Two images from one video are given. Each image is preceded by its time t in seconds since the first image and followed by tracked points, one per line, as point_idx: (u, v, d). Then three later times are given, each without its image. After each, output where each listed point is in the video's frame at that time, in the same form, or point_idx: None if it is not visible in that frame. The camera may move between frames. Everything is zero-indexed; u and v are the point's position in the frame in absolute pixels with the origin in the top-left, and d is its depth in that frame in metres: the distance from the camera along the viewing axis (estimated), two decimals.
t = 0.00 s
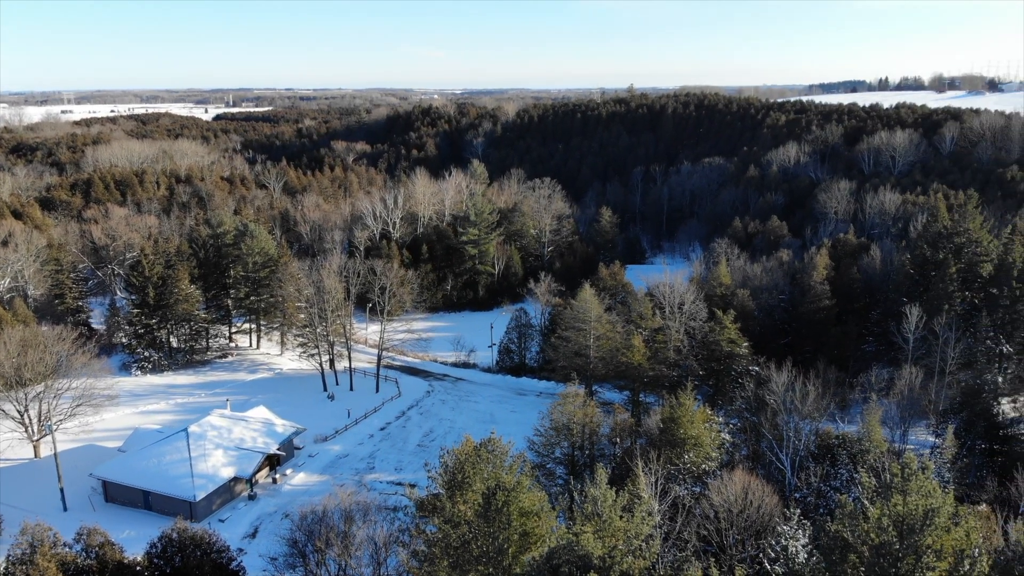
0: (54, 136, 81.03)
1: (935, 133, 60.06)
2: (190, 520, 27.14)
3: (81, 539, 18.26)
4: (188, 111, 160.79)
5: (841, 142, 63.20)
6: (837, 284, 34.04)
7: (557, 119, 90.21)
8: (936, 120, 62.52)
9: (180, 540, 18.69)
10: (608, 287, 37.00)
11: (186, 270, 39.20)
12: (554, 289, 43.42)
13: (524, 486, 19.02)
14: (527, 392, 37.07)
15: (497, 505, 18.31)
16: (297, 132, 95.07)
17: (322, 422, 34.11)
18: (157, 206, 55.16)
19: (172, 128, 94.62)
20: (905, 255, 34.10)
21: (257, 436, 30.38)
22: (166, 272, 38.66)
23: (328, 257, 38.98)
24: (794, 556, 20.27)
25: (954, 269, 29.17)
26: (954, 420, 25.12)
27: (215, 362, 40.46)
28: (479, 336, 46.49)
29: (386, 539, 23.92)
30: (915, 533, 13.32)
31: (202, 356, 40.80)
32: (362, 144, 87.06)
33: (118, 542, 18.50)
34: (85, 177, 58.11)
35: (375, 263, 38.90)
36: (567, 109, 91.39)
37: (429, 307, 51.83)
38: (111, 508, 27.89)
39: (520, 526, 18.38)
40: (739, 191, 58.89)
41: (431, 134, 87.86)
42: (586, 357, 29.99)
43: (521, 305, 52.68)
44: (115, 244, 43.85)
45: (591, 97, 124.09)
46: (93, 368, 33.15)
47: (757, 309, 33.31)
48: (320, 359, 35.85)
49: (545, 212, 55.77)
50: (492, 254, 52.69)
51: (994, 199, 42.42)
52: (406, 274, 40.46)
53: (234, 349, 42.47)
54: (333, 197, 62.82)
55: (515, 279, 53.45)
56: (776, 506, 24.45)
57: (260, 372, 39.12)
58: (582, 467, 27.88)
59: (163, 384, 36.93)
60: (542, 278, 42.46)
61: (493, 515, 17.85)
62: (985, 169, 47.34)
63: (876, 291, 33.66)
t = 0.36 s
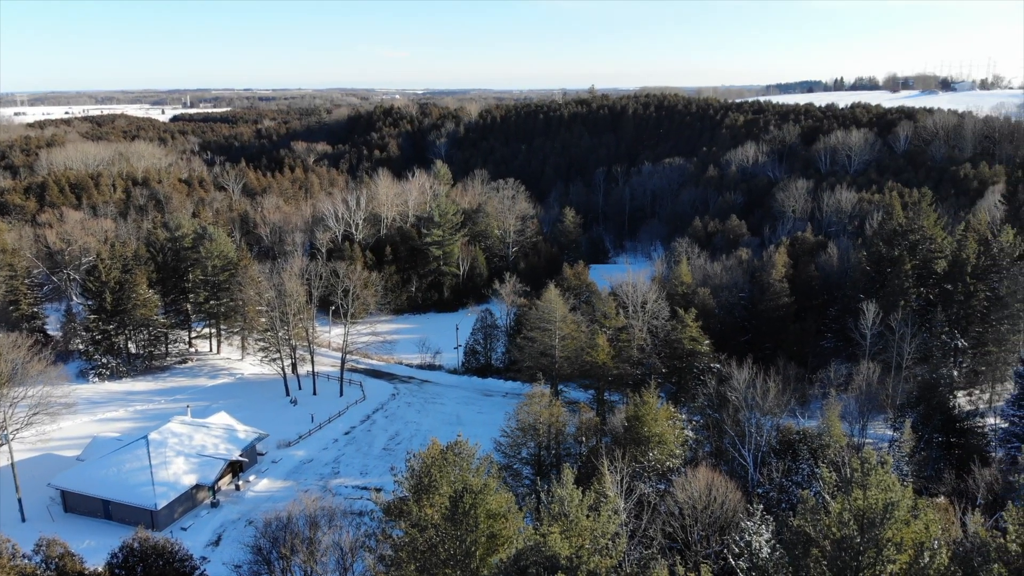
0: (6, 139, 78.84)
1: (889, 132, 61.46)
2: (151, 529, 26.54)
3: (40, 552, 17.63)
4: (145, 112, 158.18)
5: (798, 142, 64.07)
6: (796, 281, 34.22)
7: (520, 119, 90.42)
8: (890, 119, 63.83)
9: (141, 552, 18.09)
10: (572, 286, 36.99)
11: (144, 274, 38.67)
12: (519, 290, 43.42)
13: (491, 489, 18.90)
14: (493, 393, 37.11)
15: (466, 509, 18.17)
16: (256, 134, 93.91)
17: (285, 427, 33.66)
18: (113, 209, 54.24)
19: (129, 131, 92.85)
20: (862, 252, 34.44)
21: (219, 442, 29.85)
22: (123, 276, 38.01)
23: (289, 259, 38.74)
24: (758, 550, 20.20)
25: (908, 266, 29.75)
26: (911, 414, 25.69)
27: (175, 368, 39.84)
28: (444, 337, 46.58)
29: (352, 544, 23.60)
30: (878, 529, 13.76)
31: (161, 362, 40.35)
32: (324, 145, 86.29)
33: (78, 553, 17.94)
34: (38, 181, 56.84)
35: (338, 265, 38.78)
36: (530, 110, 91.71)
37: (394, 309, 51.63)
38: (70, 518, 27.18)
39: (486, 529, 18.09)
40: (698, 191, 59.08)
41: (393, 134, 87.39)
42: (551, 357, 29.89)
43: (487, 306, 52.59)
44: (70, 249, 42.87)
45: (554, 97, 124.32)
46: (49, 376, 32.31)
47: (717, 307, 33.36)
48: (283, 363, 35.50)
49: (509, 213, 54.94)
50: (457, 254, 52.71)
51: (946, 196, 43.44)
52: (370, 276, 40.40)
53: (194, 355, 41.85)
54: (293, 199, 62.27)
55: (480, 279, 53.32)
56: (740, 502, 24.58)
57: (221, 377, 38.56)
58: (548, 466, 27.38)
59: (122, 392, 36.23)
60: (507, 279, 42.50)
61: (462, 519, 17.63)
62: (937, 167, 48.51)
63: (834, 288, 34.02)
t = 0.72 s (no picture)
0: None
1: (845, 132, 62.70)
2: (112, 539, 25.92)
3: None
4: (99, 113, 154.81)
5: (755, 142, 64.76)
6: (754, 279, 34.40)
7: (482, 119, 90.43)
8: (845, 119, 65.05)
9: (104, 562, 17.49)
10: (536, 287, 36.88)
11: (100, 279, 38.01)
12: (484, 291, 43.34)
13: (459, 491, 18.76)
14: (458, 394, 37.22)
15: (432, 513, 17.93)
16: (214, 135, 92.60)
17: (247, 433, 33.18)
18: (68, 213, 53.33)
19: (83, 132, 90.82)
20: (819, 250, 34.74)
21: (179, 449, 29.33)
22: (78, 281, 37.28)
23: (248, 262, 38.56)
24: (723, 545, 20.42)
25: (865, 263, 30.22)
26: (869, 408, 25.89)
27: (133, 373, 39.14)
28: (409, 339, 46.48)
29: (316, 549, 23.34)
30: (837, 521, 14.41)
31: (119, 368, 39.65)
32: (283, 145, 85.35)
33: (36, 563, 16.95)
34: None
35: (299, 267, 38.71)
36: (492, 110, 91.72)
37: (358, 312, 51.16)
38: (26, 530, 26.42)
39: (454, 532, 18.05)
40: (659, 192, 59.55)
41: (354, 134, 86.71)
42: (516, 357, 29.73)
43: (451, 307, 52.39)
44: (23, 254, 41.89)
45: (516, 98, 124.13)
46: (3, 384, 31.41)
47: (678, 305, 33.63)
48: (243, 368, 35.12)
49: (472, 214, 55.19)
50: (421, 255, 52.53)
51: (900, 195, 44.33)
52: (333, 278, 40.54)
53: (152, 360, 41.19)
54: (252, 200, 61.70)
55: (445, 280, 53.14)
56: (702, 498, 24.74)
57: (181, 382, 37.89)
58: (514, 467, 27.01)
59: (79, 399, 35.45)
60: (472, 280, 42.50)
61: (428, 522, 17.42)
62: (891, 167, 49.49)
63: (792, 285, 34.27)
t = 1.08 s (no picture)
0: None
1: (801, 131, 63.68)
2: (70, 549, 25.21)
3: None
4: (49, 114, 150.79)
5: (713, 142, 65.51)
6: (713, 277, 34.86)
7: (444, 120, 90.24)
8: (801, 118, 66.18)
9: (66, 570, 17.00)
10: (500, 288, 36.55)
11: (55, 285, 37.25)
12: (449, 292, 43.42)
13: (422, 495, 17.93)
14: (424, 396, 37.28)
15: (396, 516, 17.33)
16: (171, 136, 91.00)
17: (207, 440, 32.64)
18: (20, 217, 52.09)
19: (33, 135, 88.43)
20: (777, 248, 35.11)
21: (139, 457, 28.72)
22: (32, 287, 36.52)
23: (207, 266, 38.62)
24: (688, 541, 20.38)
25: (822, 260, 30.67)
26: (827, 403, 26.09)
27: (91, 381, 38.35)
28: (373, 342, 46.04)
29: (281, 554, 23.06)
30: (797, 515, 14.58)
31: (76, 375, 38.84)
32: (242, 146, 84.16)
33: None
34: None
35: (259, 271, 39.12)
36: (454, 110, 91.56)
37: (319, 315, 50.62)
38: None
39: (419, 536, 17.38)
40: (620, 192, 59.46)
41: (314, 135, 85.83)
42: (481, 358, 29.55)
43: (415, 309, 52.32)
44: None
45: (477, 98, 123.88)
46: None
47: (640, 305, 33.70)
48: (203, 373, 34.97)
49: (436, 215, 55.08)
50: (384, 257, 52.39)
51: (856, 192, 45.20)
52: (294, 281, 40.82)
53: (110, 366, 40.44)
54: (210, 203, 60.95)
55: (409, 282, 53.26)
56: (667, 495, 24.81)
57: (139, 389, 37.17)
58: (481, 468, 26.49)
59: (34, 408, 34.59)
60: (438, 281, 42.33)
61: (391, 528, 16.93)
62: (847, 165, 50.45)
63: (751, 283, 34.88)
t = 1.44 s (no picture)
0: None
1: (762, 131, 64.42)
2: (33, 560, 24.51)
3: None
4: (0, 114, 146.96)
5: (676, 142, 66.11)
6: (677, 276, 34.52)
7: (409, 119, 90.11)
8: (763, 118, 67.31)
9: None
10: (468, 288, 36.55)
11: (11, 290, 36.47)
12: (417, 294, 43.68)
13: (393, 499, 17.59)
14: (391, 398, 37.22)
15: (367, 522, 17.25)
16: (130, 138, 89.57)
17: (171, 446, 32.12)
18: None
19: None
20: (739, 247, 35.31)
21: (101, 465, 28.12)
22: None
23: (169, 270, 38.58)
24: (654, 538, 21.00)
25: (783, 258, 31.01)
26: (791, 399, 26.46)
27: (51, 388, 37.57)
28: (339, 345, 45.68)
29: (248, 560, 22.77)
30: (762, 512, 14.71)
31: (35, 382, 38.03)
32: (203, 147, 83.12)
33: None
34: None
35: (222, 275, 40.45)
36: (419, 110, 91.48)
37: (284, 317, 50.28)
38: None
39: (389, 539, 17.09)
40: (586, 191, 59.45)
41: (277, 135, 85.14)
42: (450, 360, 29.38)
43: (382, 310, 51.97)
44: None
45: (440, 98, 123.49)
46: None
47: (607, 304, 33.67)
48: (165, 378, 34.67)
49: (402, 215, 55.17)
50: (350, 259, 52.11)
51: (816, 190, 45.98)
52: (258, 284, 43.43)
53: (70, 372, 39.67)
54: (171, 205, 60.17)
55: (375, 284, 52.87)
56: (635, 492, 24.86)
57: (101, 396, 36.50)
58: (450, 471, 26.03)
59: None
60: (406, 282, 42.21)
61: (361, 532, 16.88)
62: (807, 164, 51.22)
63: (715, 282, 34.56)
